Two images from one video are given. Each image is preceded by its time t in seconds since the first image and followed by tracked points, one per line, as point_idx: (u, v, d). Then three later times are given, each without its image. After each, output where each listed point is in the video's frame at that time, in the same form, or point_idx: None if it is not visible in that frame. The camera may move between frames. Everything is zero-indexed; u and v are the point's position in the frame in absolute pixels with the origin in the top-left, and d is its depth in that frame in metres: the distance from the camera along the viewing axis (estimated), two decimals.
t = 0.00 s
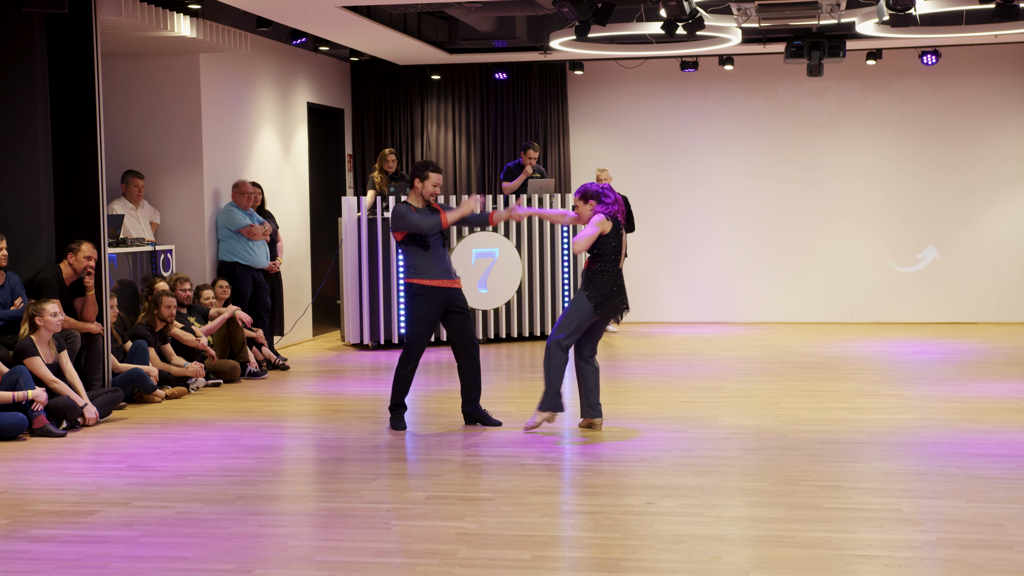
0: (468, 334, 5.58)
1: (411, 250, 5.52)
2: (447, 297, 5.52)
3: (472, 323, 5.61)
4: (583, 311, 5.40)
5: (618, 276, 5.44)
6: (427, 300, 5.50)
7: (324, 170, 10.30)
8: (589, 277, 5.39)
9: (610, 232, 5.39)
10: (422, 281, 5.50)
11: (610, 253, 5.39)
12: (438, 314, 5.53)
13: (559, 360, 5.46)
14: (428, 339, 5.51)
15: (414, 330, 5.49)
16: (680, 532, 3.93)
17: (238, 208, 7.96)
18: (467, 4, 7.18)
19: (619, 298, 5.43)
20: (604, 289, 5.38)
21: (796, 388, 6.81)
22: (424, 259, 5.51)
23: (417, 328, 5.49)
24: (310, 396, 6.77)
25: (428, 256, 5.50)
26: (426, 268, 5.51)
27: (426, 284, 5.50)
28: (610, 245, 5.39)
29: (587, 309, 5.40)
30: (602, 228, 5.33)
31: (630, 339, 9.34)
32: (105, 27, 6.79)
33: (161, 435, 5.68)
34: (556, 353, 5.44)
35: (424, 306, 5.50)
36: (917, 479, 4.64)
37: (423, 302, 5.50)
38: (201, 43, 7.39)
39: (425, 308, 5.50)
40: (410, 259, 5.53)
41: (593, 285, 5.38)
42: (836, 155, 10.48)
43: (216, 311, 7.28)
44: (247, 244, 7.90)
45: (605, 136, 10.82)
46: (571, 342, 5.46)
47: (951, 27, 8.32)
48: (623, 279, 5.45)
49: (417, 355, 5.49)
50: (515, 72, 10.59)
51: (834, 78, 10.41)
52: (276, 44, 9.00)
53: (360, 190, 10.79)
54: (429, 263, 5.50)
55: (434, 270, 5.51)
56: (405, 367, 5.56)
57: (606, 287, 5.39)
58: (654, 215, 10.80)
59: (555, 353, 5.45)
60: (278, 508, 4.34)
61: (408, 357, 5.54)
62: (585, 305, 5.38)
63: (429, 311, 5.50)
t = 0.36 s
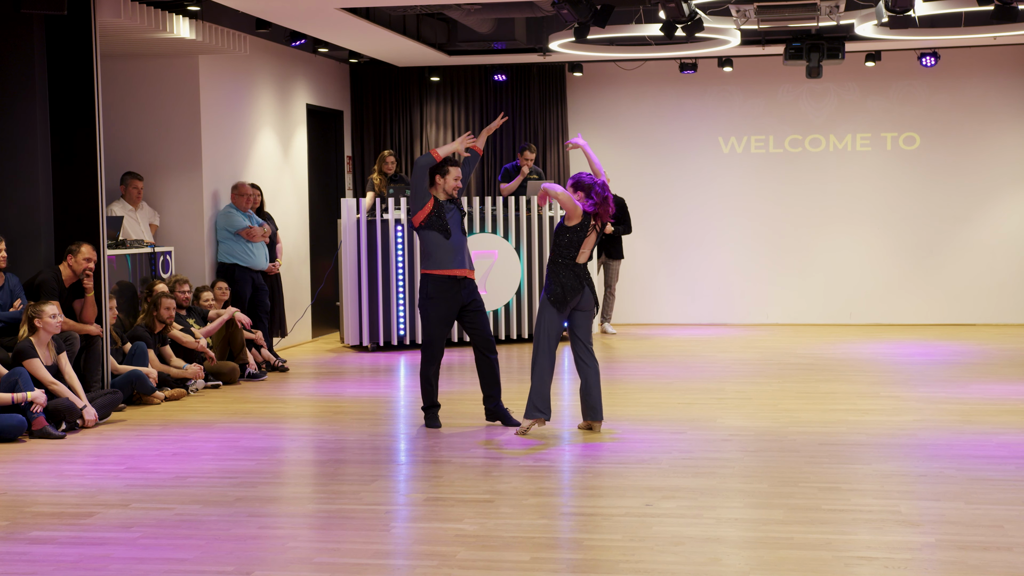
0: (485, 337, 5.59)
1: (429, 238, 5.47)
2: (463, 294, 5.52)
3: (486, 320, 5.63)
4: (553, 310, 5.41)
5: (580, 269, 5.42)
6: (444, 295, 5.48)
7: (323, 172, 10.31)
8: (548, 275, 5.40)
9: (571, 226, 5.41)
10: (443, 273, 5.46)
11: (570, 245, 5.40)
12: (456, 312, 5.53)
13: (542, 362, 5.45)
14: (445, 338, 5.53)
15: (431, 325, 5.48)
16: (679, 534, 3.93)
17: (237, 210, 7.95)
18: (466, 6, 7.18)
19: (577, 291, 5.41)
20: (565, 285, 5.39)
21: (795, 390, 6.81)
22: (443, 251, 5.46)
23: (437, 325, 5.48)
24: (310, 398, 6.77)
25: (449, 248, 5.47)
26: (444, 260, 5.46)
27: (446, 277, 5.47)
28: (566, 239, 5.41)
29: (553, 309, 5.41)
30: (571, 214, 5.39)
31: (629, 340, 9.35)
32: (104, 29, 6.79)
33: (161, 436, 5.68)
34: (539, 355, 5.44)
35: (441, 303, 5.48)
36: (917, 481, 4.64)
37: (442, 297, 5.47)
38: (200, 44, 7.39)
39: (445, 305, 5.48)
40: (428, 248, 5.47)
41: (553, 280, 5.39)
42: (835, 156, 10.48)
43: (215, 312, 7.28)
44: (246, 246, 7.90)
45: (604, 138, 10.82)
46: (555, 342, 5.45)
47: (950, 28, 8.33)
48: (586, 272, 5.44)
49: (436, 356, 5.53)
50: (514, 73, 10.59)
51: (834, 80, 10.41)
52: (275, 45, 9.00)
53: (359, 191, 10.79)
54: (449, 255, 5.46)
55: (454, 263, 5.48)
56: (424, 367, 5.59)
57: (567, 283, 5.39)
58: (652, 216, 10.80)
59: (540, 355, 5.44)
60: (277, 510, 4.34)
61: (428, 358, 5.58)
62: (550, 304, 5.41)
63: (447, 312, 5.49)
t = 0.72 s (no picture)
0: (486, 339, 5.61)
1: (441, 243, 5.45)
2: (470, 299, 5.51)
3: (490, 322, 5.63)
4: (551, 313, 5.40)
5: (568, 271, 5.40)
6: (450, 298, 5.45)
7: (321, 173, 10.30)
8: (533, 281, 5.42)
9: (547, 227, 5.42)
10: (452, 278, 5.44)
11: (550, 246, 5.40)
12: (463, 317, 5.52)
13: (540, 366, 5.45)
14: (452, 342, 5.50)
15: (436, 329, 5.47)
16: (678, 535, 3.93)
17: (235, 211, 7.92)
18: (463, 7, 7.18)
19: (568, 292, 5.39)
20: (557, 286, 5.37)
21: (793, 391, 6.81)
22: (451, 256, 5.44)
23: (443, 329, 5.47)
24: (308, 399, 6.76)
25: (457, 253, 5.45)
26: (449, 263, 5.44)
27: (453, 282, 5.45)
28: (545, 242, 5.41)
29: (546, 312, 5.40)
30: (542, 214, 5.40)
31: (626, 342, 9.36)
32: (102, 31, 6.79)
33: (159, 438, 5.67)
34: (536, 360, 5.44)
35: (448, 309, 5.45)
36: (914, 482, 4.64)
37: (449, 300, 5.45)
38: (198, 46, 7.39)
39: (453, 309, 5.46)
40: (434, 252, 5.45)
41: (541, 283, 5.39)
42: (833, 158, 10.49)
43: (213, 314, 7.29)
44: (244, 247, 7.89)
45: (602, 140, 10.83)
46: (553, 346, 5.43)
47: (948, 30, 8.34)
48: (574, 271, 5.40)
49: (442, 359, 5.53)
50: (512, 74, 10.59)
51: (832, 81, 10.42)
52: (273, 47, 9.00)
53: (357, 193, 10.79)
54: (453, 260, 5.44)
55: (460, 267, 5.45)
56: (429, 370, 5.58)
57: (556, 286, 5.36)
58: (651, 218, 10.80)
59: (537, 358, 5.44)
60: (275, 511, 4.34)
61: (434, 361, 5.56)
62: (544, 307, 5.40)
63: (455, 315, 5.47)
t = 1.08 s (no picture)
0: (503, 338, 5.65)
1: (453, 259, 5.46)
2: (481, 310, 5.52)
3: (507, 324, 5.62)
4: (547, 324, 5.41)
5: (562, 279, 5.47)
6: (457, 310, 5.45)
7: (320, 174, 10.30)
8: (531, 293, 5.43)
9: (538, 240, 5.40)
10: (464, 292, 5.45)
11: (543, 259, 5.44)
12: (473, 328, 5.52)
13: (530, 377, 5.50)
14: (460, 352, 5.47)
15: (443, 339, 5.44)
16: (677, 535, 3.93)
17: (235, 211, 7.91)
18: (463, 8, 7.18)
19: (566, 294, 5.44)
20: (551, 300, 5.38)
21: (792, 391, 6.82)
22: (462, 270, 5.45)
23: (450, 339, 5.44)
24: (307, 400, 6.76)
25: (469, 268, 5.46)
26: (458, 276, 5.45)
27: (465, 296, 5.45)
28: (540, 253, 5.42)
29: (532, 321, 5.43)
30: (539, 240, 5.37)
31: (625, 342, 9.36)
32: (102, 31, 6.79)
33: (158, 439, 5.67)
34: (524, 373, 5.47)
35: (458, 321, 5.45)
36: (913, 482, 4.64)
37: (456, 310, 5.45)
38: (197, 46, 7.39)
39: (460, 318, 5.45)
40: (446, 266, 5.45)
41: (537, 295, 5.41)
42: (833, 158, 10.49)
43: (212, 315, 7.28)
44: (243, 247, 7.89)
45: (602, 140, 10.83)
46: (543, 358, 5.49)
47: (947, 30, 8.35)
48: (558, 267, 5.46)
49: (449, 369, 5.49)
50: (511, 74, 10.58)
51: (831, 82, 10.43)
52: (272, 47, 9.01)
53: (356, 194, 10.79)
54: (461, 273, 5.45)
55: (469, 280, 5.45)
56: (436, 376, 5.57)
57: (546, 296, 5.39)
58: (650, 218, 10.80)
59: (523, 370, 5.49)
60: (275, 512, 4.33)
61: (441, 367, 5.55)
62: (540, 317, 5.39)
63: (463, 325, 5.46)
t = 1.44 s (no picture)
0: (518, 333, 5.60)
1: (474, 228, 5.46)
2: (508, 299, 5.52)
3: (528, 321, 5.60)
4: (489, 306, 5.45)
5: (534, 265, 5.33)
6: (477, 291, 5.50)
7: (319, 174, 10.30)
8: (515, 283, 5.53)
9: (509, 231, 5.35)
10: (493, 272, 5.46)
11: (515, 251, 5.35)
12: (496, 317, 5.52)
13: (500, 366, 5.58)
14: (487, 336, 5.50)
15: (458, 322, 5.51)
16: (675, 536, 3.93)
17: (232, 211, 7.93)
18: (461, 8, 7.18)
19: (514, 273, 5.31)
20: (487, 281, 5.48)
21: (790, 391, 6.82)
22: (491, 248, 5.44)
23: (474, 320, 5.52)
24: (305, 400, 6.75)
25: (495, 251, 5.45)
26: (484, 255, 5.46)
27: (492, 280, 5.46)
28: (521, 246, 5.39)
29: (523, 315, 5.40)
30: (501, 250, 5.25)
31: (623, 342, 9.37)
32: (99, 31, 6.78)
33: (156, 439, 5.67)
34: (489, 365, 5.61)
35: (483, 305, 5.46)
36: (911, 482, 4.65)
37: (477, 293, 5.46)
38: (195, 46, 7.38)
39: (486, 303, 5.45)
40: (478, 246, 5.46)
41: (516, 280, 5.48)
42: (831, 159, 10.49)
43: (210, 314, 7.28)
44: (241, 247, 7.89)
45: (600, 140, 10.83)
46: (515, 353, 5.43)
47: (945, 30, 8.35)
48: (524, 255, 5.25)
49: (477, 352, 5.52)
50: (509, 75, 10.59)
51: (829, 82, 10.43)
52: (270, 48, 9.01)
53: (354, 194, 10.79)
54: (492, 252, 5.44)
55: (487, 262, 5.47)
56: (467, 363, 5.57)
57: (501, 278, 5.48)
58: (648, 218, 10.80)
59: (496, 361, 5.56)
60: (272, 512, 4.33)
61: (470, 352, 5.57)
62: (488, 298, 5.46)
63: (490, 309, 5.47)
